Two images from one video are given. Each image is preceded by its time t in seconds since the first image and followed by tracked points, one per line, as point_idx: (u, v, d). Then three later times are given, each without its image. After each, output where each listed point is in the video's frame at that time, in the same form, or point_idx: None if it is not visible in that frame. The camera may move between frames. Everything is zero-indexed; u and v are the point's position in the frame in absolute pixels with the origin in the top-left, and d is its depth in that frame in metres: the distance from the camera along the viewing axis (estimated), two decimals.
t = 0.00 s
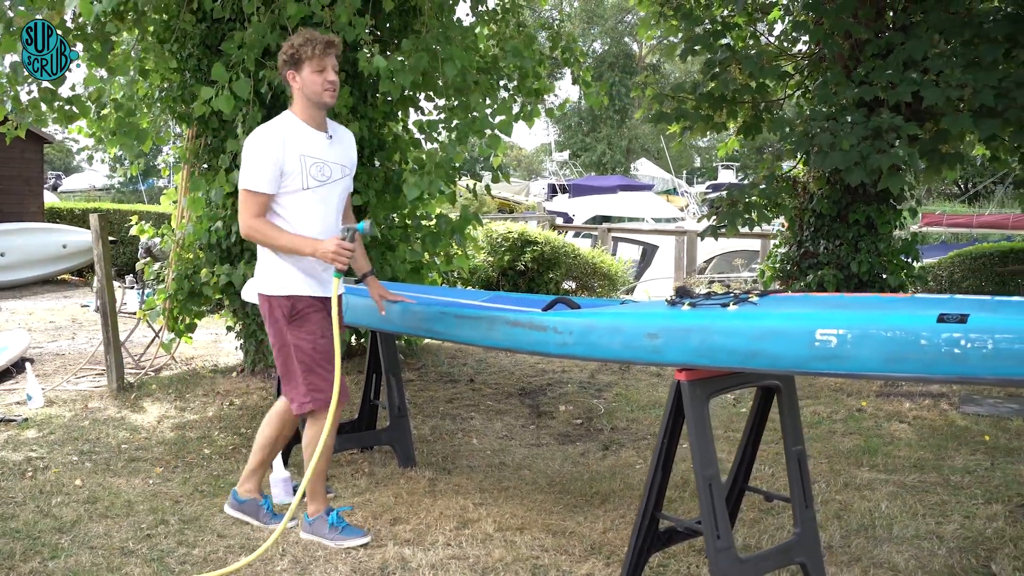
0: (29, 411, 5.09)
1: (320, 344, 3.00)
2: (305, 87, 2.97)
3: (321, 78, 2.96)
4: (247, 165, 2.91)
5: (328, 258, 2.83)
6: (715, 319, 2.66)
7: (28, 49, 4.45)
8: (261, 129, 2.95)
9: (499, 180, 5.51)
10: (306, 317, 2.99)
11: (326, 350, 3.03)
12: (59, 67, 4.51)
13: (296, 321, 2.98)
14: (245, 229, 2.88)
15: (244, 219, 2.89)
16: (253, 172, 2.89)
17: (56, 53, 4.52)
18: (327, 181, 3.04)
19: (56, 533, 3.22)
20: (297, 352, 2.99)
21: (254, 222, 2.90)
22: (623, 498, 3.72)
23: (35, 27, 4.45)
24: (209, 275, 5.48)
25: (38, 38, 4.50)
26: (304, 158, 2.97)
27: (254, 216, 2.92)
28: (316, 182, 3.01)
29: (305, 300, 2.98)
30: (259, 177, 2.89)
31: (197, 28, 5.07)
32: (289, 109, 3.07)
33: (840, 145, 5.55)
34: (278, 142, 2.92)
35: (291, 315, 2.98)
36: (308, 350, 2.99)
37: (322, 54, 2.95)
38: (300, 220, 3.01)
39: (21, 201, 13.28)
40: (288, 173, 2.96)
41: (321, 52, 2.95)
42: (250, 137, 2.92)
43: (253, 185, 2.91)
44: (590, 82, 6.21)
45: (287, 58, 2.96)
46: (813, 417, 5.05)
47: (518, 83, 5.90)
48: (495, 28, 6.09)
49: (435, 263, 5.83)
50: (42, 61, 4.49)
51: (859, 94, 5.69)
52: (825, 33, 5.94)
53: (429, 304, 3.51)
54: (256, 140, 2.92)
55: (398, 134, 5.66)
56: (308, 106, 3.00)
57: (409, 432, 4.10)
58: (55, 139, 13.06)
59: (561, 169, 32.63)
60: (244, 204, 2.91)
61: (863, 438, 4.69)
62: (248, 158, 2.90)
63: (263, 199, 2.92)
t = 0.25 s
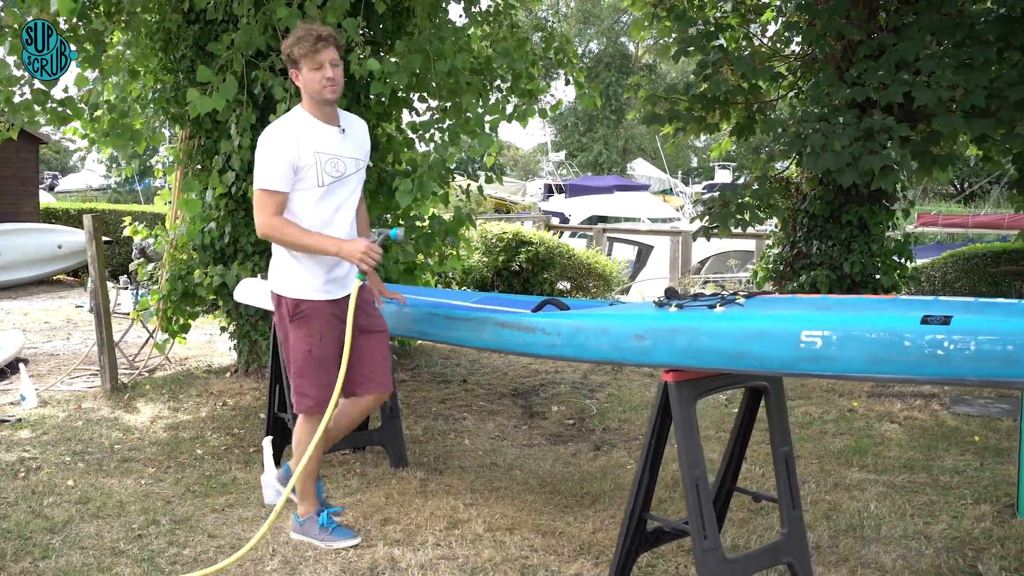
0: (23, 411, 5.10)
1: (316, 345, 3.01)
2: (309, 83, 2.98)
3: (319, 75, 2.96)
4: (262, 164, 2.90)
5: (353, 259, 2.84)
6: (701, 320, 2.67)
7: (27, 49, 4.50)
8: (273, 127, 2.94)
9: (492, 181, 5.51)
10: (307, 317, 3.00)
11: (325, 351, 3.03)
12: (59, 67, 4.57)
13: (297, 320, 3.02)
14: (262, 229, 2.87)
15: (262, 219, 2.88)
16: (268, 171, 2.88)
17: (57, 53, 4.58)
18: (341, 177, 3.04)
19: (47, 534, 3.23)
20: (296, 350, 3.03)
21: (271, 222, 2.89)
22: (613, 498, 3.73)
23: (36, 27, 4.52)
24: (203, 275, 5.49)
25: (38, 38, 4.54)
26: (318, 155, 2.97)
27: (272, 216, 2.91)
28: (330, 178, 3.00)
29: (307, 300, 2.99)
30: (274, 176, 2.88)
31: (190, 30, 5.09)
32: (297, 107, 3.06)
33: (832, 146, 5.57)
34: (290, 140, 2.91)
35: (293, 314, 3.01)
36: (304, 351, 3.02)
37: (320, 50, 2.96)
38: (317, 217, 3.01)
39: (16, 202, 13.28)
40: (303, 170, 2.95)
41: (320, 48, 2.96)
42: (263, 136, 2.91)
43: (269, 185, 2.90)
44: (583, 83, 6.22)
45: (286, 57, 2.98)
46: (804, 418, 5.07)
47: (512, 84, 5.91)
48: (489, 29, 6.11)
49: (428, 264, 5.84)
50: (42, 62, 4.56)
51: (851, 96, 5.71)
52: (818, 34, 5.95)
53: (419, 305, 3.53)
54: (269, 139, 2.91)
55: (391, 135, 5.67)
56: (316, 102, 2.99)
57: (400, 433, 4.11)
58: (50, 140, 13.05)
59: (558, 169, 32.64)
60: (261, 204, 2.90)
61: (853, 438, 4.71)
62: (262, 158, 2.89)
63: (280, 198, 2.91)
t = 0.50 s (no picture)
0: (15, 414, 5.10)
1: (314, 349, 3.02)
2: (336, 87, 2.97)
3: (353, 78, 2.94)
4: (275, 166, 2.92)
5: (353, 277, 2.88)
6: (688, 324, 2.68)
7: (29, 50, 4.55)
8: (291, 129, 2.95)
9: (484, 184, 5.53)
10: (308, 319, 3.01)
11: (323, 356, 3.03)
12: (59, 67, 4.57)
13: (298, 322, 3.04)
14: (269, 232, 2.91)
15: (270, 222, 2.91)
16: (281, 175, 2.90)
17: (57, 53, 4.58)
18: (355, 182, 3.04)
19: (37, 538, 3.23)
20: (295, 351, 3.05)
21: (279, 225, 2.92)
22: (603, 500, 3.74)
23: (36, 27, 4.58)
24: (195, 277, 5.49)
25: (39, 38, 4.60)
26: (332, 160, 2.97)
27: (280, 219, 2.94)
28: (344, 183, 3.01)
29: (309, 303, 3.01)
30: (286, 179, 2.90)
31: (182, 32, 5.09)
32: (320, 108, 3.06)
33: (824, 147, 5.58)
34: (306, 144, 2.92)
35: (294, 315, 3.03)
36: (304, 353, 3.02)
37: (353, 53, 2.93)
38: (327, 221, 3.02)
39: (10, 203, 13.27)
40: (317, 174, 2.96)
41: (353, 51, 2.93)
42: (280, 137, 2.93)
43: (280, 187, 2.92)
44: (576, 85, 6.22)
45: (319, 57, 2.95)
46: (796, 420, 5.09)
47: (504, 86, 5.92)
48: (481, 31, 6.13)
49: (421, 266, 5.86)
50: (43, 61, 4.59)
51: (843, 97, 5.71)
52: (810, 36, 5.95)
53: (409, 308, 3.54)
54: (285, 141, 2.93)
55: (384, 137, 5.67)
56: (339, 105, 3.00)
57: (392, 435, 4.11)
58: (44, 141, 13.04)
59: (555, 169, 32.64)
60: (271, 206, 2.93)
61: (845, 440, 4.72)
62: (277, 159, 2.91)
63: (290, 201, 2.93)
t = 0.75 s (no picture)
0: (5, 416, 5.09)
1: (310, 349, 3.00)
2: (371, 86, 2.99)
3: (389, 80, 2.97)
4: (298, 150, 2.92)
5: (354, 272, 2.86)
6: (675, 329, 2.68)
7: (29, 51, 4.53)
8: (318, 119, 2.96)
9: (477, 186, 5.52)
10: (307, 319, 3.00)
11: (319, 357, 3.02)
12: (59, 67, 4.47)
13: (297, 321, 3.02)
14: (280, 214, 2.89)
15: (282, 204, 2.89)
16: (301, 160, 2.89)
17: (56, 53, 4.48)
18: (373, 183, 3.04)
19: (24, 541, 3.23)
20: (292, 350, 3.03)
21: (291, 209, 2.90)
22: (593, 503, 3.74)
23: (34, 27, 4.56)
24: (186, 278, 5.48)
25: (39, 38, 4.51)
26: (354, 155, 2.97)
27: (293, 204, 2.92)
28: (361, 180, 3.00)
29: (309, 303, 2.99)
30: (306, 166, 2.89)
31: (173, 33, 5.08)
32: (352, 105, 3.08)
33: (816, 148, 5.59)
34: (331, 136, 2.93)
35: (293, 314, 3.02)
36: (300, 353, 3.01)
37: (392, 57, 2.96)
38: (338, 216, 3.00)
39: (4, 204, 13.24)
40: (336, 166, 2.96)
41: (392, 54, 2.96)
42: (307, 124, 2.93)
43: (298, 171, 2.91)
44: (569, 86, 6.22)
45: (357, 54, 2.97)
46: (787, 421, 5.09)
47: (497, 88, 5.92)
48: (474, 32, 6.13)
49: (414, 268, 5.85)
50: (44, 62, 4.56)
51: (836, 98, 5.71)
52: (803, 38, 5.95)
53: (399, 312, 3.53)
54: (311, 129, 2.93)
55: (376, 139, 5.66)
56: (369, 104, 3.01)
57: (382, 437, 4.11)
58: (38, 141, 13.01)
59: (551, 169, 32.63)
60: (286, 188, 2.91)
61: (836, 442, 4.73)
62: (300, 144, 2.91)
63: (305, 187, 2.92)
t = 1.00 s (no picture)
0: None
1: (301, 345, 2.99)
2: (389, 90, 2.96)
3: (408, 88, 2.94)
4: (310, 145, 2.91)
5: (363, 260, 2.81)
6: (662, 330, 2.67)
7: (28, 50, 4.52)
8: (333, 117, 2.95)
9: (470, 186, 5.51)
10: (298, 314, 2.98)
11: (309, 353, 3.00)
12: (59, 67, 4.57)
13: (288, 316, 3.00)
14: (290, 207, 2.88)
15: (292, 196, 2.88)
16: (314, 153, 2.88)
17: (56, 53, 4.55)
18: (380, 185, 3.03)
19: (12, 543, 3.21)
20: (283, 345, 3.01)
21: (300, 202, 2.89)
22: (584, 504, 3.74)
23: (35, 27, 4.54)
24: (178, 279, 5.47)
25: (38, 38, 4.51)
26: (364, 155, 2.97)
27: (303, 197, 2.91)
28: (370, 181, 3.00)
29: (302, 297, 2.98)
30: (317, 160, 2.89)
31: (165, 33, 5.07)
32: (368, 108, 3.06)
33: (809, 147, 5.58)
34: (344, 135, 2.93)
35: (285, 308, 3.00)
36: (289, 347, 3.00)
37: (415, 65, 2.93)
38: (343, 213, 2.99)
39: None
40: (346, 165, 2.95)
41: (415, 63, 2.93)
42: (321, 121, 2.93)
43: (308, 166, 2.90)
44: (562, 86, 6.21)
45: (381, 59, 2.94)
46: (780, 421, 5.09)
47: (490, 87, 5.91)
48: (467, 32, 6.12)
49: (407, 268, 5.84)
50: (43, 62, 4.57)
51: (829, 98, 5.71)
52: (796, 37, 5.95)
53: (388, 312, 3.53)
54: (324, 126, 2.93)
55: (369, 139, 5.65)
56: (385, 108, 2.99)
57: (373, 438, 4.10)
58: (32, 141, 12.98)
59: (548, 168, 32.63)
60: (296, 181, 2.90)
61: (828, 443, 4.73)
62: (313, 139, 2.90)
63: (315, 181, 2.91)
